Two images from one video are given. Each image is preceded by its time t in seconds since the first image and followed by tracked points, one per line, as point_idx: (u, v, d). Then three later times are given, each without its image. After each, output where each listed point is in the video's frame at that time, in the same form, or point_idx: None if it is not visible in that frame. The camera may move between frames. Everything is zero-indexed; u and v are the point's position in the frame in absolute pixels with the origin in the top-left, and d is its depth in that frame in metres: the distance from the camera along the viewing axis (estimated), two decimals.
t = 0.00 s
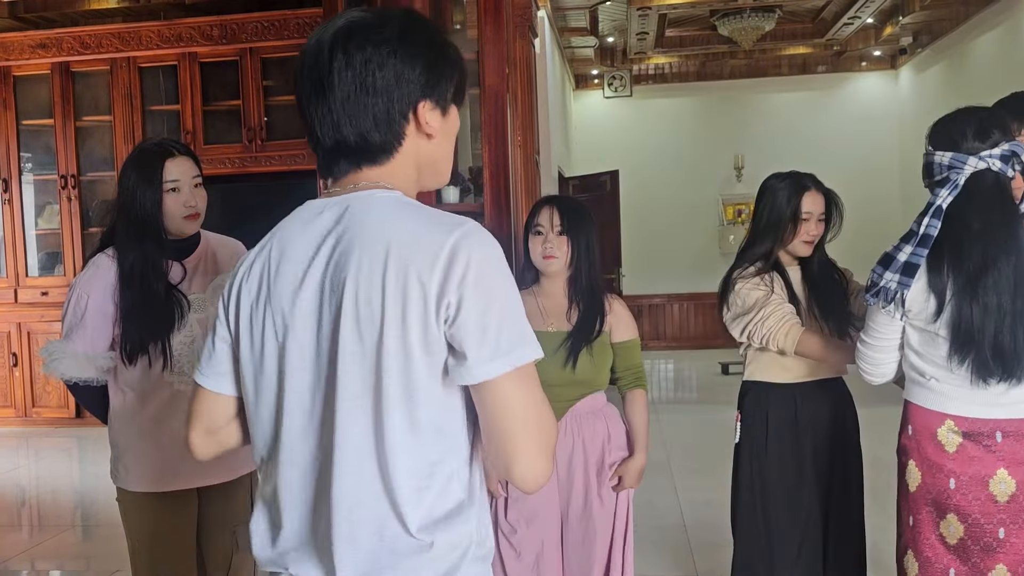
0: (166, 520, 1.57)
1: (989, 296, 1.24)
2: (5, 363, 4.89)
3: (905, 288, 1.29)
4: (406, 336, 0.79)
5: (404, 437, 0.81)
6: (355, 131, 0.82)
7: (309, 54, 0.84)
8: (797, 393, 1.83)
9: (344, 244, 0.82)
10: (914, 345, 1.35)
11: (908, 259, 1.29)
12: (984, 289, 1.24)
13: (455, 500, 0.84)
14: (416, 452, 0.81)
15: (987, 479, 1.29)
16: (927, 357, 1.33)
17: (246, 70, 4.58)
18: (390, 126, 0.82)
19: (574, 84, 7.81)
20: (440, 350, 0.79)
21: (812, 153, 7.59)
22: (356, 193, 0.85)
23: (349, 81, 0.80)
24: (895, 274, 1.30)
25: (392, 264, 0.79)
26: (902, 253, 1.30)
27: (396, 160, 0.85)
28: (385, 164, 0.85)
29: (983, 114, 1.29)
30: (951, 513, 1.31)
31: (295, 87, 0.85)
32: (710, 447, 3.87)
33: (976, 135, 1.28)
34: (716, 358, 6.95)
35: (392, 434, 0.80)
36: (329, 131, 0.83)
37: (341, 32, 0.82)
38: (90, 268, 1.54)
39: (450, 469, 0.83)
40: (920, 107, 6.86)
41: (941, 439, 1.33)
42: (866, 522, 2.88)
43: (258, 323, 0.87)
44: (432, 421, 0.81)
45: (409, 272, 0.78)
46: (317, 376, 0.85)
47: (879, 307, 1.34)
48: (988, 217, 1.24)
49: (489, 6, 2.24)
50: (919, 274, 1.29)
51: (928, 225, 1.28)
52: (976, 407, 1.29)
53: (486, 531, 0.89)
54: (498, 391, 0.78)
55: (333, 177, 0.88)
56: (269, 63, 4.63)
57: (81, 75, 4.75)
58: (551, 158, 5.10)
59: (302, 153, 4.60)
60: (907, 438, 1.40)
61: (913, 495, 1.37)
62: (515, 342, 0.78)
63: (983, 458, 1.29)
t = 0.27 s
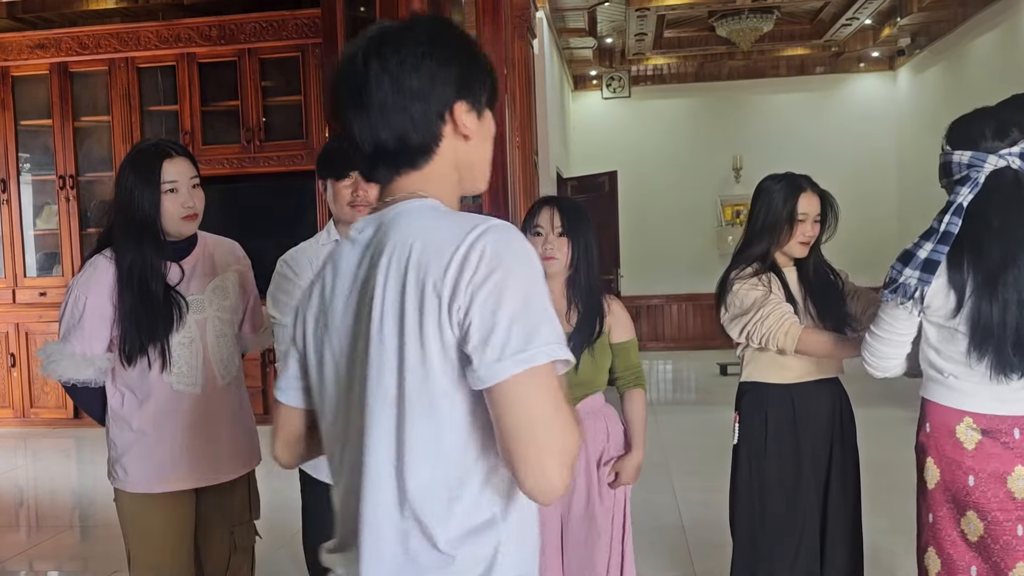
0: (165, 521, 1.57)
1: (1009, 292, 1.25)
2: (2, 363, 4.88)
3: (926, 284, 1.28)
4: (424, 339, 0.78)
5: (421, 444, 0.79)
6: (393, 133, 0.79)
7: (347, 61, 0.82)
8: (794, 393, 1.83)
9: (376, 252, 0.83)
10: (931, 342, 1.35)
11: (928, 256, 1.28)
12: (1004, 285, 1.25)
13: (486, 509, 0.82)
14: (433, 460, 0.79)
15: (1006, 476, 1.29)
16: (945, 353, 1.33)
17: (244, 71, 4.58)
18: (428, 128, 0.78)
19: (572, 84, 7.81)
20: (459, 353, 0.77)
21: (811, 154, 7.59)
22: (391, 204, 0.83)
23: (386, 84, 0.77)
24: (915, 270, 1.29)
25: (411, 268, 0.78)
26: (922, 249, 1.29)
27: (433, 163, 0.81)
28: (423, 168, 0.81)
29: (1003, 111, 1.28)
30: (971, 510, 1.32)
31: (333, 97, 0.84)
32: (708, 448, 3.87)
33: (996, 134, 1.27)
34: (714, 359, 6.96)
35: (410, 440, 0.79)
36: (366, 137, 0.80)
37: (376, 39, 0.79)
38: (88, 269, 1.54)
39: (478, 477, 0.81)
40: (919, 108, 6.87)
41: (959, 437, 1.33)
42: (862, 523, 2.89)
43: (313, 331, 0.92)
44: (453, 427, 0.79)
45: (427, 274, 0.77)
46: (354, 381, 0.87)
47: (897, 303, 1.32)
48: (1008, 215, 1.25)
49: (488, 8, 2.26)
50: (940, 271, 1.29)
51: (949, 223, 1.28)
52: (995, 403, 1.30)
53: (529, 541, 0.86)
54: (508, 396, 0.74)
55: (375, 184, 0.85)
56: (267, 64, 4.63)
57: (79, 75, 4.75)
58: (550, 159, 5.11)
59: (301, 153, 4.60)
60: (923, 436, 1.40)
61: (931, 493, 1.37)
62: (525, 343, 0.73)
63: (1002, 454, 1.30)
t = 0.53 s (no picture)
0: (164, 522, 1.57)
1: None
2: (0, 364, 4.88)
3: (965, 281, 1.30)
4: (496, 342, 0.73)
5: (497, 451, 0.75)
6: (492, 122, 0.74)
7: (434, 48, 0.78)
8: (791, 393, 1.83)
9: (455, 251, 0.80)
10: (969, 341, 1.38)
11: (967, 254, 1.31)
12: None
13: (575, 522, 0.76)
14: (508, 469, 0.75)
15: None
16: (984, 351, 1.36)
17: (243, 72, 4.58)
18: (528, 117, 0.74)
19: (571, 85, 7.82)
20: (532, 357, 0.72)
21: (809, 155, 7.60)
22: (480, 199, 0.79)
23: (484, 71, 0.73)
24: (954, 267, 1.31)
25: (483, 266, 0.74)
26: (961, 247, 1.32)
27: (530, 155, 0.78)
28: (520, 159, 0.77)
29: None
30: (1013, 509, 1.32)
31: (416, 86, 0.80)
32: (706, 449, 3.88)
33: None
34: (711, 359, 6.96)
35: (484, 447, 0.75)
36: (463, 125, 0.75)
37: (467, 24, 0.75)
38: (86, 270, 1.54)
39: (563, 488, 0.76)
40: (917, 109, 6.88)
41: (1002, 436, 1.34)
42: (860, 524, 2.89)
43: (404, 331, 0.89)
44: (529, 436, 0.74)
45: (500, 272, 0.72)
46: (437, 384, 0.84)
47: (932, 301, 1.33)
48: None
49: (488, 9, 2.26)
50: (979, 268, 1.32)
51: (987, 219, 1.30)
52: None
53: (635, 555, 0.79)
54: (573, 406, 0.67)
55: (465, 176, 0.82)
56: (266, 65, 4.63)
57: (78, 76, 4.74)
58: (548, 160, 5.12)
59: (299, 154, 4.59)
60: (960, 435, 1.41)
61: (971, 493, 1.37)
62: (591, 345, 0.67)
63: None
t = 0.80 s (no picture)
0: (161, 523, 1.57)
1: None
2: None
3: (999, 283, 1.28)
4: (557, 334, 0.75)
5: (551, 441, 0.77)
6: (557, 115, 0.76)
7: (498, 40, 0.79)
8: (788, 393, 1.83)
9: (517, 242, 0.83)
10: (999, 345, 1.36)
11: (999, 255, 1.30)
12: None
13: (615, 516, 0.78)
14: (561, 458, 0.77)
15: None
16: (1015, 356, 1.34)
17: (240, 72, 4.58)
18: (593, 111, 0.76)
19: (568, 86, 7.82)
20: (590, 350, 0.74)
21: (807, 156, 7.61)
22: (540, 189, 0.83)
23: (551, 67, 0.74)
24: (986, 269, 1.30)
25: (546, 259, 0.76)
26: (992, 249, 1.31)
27: (592, 148, 0.80)
28: (582, 152, 0.80)
29: None
30: None
31: (478, 76, 0.82)
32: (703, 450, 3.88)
33: None
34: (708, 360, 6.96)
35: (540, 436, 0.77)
36: (526, 117, 0.77)
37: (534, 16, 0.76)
38: (82, 271, 1.54)
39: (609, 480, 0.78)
40: (914, 110, 6.89)
41: None
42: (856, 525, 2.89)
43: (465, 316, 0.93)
44: (585, 426, 0.76)
45: (562, 265, 0.75)
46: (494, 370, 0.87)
47: (964, 303, 1.32)
48: None
49: (485, 10, 2.26)
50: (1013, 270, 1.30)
51: (1018, 220, 1.30)
52: None
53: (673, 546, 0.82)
54: (632, 403, 0.68)
55: (528, 168, 0.84)
56: (264, 65, 4.62)
57: (75, 77, 4.74)
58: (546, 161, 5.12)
59: (297, 155, 4.59)
60: (985, 437, 1.40)
61: (997, 495, 1.37)
62: (654, 343, 0.68)
63: None
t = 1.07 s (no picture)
0: (156, 525, 1.56)
1: None
2: None
3: (1013, 283, 1.28)
4: (611, 344, 0.75)
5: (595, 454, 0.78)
6: (621, 132, 0.77)
7: (566, 54, 0.80)
8: (784, 395, 1.83)
9: (570, 252, 0.83)
10: (1011, 349, 1.35)
11: (1012, 256, 1.31)
12: None
13: (659, 519, 0.79)
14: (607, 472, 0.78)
15: None
16: None
17: (238, 73, 4.57)
18: (656, 127, 0.76)
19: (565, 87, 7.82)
20: (645, 362, 0.74)
21: (804, 157, 7.61)
22: (602, 202, 0.81)
23: (616, 83, 0.75)
24: (1000, 271, 1.30)
25: (600, 276, 0.77)
26: (1004, 250, 1.32)
27: (654, 162, 0.79)
28: (644, 166, 0.79)
29: None
30: None
31: (544, 86, 0.82)
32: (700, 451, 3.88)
33: None
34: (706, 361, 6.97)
35: (583, 445, 0.79)
36: (591, 133, 0.78)
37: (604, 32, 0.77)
38: (77, 273, 1.54)
39: (653, 487, 0.79)
40: (911, 111, 6.90)
41: None
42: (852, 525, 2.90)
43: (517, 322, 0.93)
44: (631, 438, 0.77)
45: (617, 276, 0.75)
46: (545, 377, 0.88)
47: (978, 306, 1.33)
48: None
49: (482, 11, 2.28)
50: None
51: None
52: None
53: (714, 557, 0.82)
54: (679, 416, 0.69)
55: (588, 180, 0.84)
56: (261, 66, 4.62)
57: (72, 77, 4.73)
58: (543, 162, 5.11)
59: (294, 155, 4.58)
60: (991, 439, 1.39)
61: (1001, 497, 1.37)
62: (709, 356, 0.68)
63: None
